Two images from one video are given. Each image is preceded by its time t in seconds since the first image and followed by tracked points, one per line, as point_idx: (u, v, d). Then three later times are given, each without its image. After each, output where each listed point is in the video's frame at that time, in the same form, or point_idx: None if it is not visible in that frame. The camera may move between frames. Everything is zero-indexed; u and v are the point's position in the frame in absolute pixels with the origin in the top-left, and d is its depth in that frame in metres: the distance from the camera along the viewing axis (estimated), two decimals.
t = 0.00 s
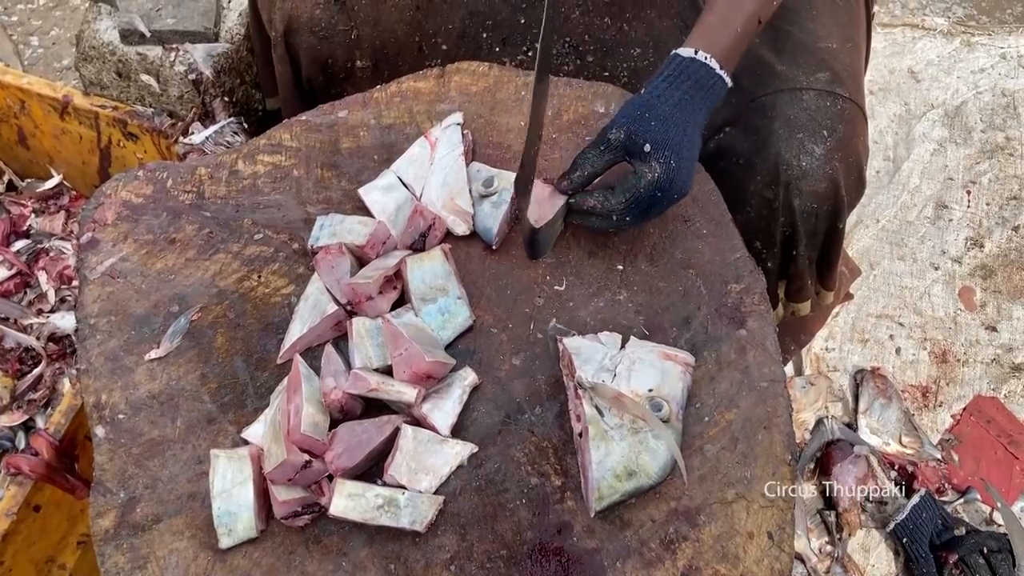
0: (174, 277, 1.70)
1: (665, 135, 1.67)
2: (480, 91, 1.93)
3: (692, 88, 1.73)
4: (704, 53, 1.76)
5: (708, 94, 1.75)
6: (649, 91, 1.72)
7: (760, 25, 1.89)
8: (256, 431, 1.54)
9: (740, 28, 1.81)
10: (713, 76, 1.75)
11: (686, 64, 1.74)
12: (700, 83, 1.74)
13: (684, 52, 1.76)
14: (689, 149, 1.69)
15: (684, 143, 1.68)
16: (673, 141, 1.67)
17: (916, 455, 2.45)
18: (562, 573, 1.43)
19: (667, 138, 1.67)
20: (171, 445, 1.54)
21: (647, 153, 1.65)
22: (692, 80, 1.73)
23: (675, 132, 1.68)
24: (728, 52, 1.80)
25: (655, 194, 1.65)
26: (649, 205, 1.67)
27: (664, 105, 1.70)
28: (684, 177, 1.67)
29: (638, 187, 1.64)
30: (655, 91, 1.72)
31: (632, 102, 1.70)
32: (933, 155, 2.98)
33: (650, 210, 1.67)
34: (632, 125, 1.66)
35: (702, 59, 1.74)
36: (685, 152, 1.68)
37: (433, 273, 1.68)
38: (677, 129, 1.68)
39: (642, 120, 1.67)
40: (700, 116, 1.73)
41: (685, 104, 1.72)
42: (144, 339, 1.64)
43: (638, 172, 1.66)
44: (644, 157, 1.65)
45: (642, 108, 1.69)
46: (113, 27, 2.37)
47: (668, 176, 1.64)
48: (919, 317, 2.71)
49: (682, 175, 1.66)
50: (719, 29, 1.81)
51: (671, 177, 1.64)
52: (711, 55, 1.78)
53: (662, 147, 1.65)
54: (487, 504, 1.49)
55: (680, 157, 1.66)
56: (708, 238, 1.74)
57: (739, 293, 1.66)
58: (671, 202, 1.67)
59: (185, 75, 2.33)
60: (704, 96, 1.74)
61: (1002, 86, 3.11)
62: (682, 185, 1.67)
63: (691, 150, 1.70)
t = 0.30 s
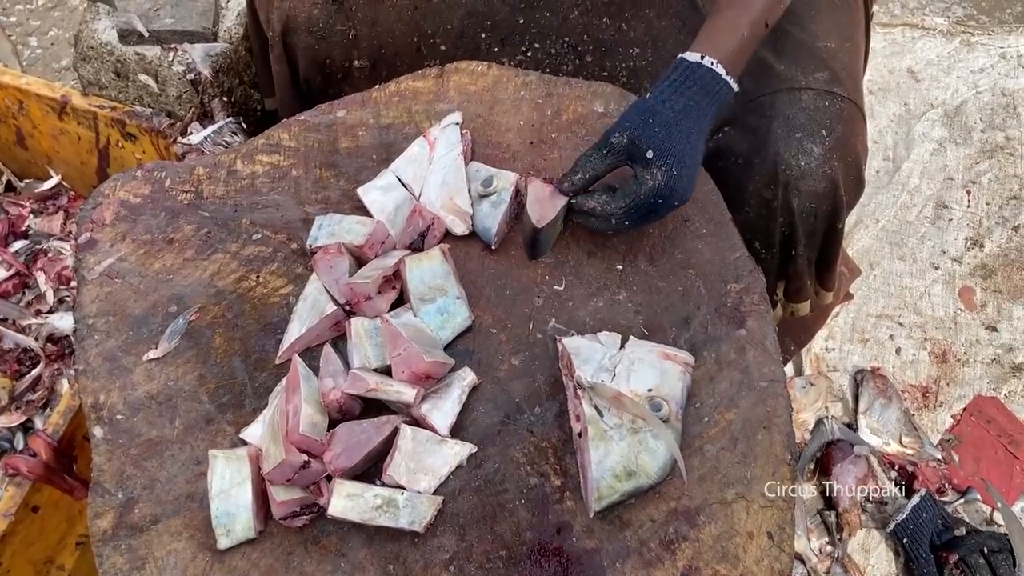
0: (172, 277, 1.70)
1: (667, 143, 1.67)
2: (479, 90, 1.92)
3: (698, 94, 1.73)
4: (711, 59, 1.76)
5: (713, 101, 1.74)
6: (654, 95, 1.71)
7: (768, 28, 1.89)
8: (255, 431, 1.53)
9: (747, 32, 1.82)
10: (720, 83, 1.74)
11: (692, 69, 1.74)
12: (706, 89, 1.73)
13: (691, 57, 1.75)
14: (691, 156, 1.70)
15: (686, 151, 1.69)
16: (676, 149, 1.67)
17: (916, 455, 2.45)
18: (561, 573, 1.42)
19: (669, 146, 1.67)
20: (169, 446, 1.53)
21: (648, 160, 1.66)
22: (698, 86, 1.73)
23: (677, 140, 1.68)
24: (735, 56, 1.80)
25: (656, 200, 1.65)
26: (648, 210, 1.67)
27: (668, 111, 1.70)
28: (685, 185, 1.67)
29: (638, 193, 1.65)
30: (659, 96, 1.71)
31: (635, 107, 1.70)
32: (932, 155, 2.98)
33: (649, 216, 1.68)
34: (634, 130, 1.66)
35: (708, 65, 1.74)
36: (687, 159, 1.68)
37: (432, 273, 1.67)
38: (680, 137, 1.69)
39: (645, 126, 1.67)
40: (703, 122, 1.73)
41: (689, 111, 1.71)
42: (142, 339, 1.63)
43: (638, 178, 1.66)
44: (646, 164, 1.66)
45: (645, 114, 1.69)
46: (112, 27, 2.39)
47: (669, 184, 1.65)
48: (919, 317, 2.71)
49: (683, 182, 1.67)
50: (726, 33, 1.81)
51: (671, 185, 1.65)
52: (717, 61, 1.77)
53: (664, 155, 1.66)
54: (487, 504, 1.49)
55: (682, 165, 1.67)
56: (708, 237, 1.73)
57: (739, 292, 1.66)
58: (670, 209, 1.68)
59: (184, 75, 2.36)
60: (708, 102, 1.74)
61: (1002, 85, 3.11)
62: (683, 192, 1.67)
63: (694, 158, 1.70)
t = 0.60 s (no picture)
0: (170, 277, 1.69)
1: (687, 149, 1.70)
2: (478, 89, 1.92)
3: (712, 98, 1.74)
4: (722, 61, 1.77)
5: (727, 103, 1.76)
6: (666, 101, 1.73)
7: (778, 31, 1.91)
8: (253, 431, 1.53)
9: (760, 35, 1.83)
10: (733, 85, 1.75)
11: (704, 73, 1.75)
12: (719, 92, 1.75)
13: (703, 60, 1.76)
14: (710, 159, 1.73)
15: (705, 155, 1.72)
16: (696, 154, 1.70)
17: (916, 454, 2.44)
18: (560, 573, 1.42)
19: (688, 151, 1.70)
20: (167, 445, 1.53)
21: (670, 168, 1.68)
22: (711, 90, 1.74)
23: (696, 145, 1.71)
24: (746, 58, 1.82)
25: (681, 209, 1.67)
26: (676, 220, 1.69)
27: (684, 116, 1.72)
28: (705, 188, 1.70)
29: (665, 204, 1.65)
30: (673, 102, 1.73)
31: (651, 114, 1.72)
32: (932, 155, 2.97)
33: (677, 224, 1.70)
34: (653, 139, 1.69)
35: (720, 68, 1.75)
36: (706, 162, 1.71)
37: (430, 273, 1.67)
38: (698, 142, 1.71)
39: (663, 134, 1.70)
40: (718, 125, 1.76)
41: (705, 114, 1.74)
42: (140, 339, 1.63)
43: (662, 187, 1.68)
44: (668, 172, 1.68)
45: (662, 121, 1.71)
46: (110, 26, 2.43)
47: (694, 190, 1.67)
48: (919, 317, 2.71)
49: (704, 185, 1.70)
50: (738, 34, 1.82)
51: (695, 192, 1.67)
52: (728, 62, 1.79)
53: (685, 162, 1.68)
54: (485, 504, 1.48)
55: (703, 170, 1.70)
56: (707, 236, 1.73)
57: (738, 291, 1.65)
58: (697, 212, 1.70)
59: (181, 75, 2.38)
60: (723, 106, 1.75)
61: (1002, 85, 3.11)
62: (705, 195, 1.70)
63: (712, 161, 1.73)
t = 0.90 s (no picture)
0: (170, 276, 1.69)
1: (682, 109, 1.71)
2: (478, 89, 1.92)
3: (704, 57, 1.77)
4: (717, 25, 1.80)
5: (721, 63, 1.78)
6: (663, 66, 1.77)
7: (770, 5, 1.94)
8: (252, 430, 1.53)
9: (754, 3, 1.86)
10: (727, 45, 1.78)
11: (695, 36, 1.79)
12: (713, 52, 1.78)
13: (697, 23, 1.80)
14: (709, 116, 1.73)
15: (702, 112, 1.72)
16: (690, 113, 1.71)
17: (916, 453, 2.45)
18: (559, 571, 1.42)
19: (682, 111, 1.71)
20: (167, 445, 1.53)
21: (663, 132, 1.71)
22: (703, 51, 1.78)
23: (691, 104, 1.72)
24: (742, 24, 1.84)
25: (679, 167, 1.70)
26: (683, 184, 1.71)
27: (676, 77, 1.74)
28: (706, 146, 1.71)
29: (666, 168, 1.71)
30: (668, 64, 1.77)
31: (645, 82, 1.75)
32: (932, 153, 2.97)
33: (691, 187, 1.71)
34: (646, 106, 1.72)
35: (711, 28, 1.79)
36: (703, 120, 1.72)
37: (430, 272, 1.67)
38: (692, 100, 1.72)
39: (654, 100, 1.72)
40: (718, 84, 1.77)
41: (699, 73, 1.76)
42: (140, 338, 1.63)
43: (660, 151, 1.72)
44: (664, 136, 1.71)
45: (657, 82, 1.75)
46: (109, 26, 2.43)
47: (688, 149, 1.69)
48: (918, 315, 2.70)
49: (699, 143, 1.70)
50: (729, 7, 1.85)
51: (691, 148, 1.69)
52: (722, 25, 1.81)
53: (674, 121, 1.70)
54: (485, 502, 1.48)
55: (697, 126, 1.71)
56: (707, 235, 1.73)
57: (738, 290, 1.65)
58: (705, 172, 1.70)
59: (181, 74, 2.39)
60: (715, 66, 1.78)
61: (1001, 84, 3.11)
62: (704, 150, 1.70)
63: (712, 118, 1.74)
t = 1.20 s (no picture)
0: (170, 276, 1.69)
1: (561, 187, 1.56)
2: (478, 88, 1.92)
3: (592, 143, 1.59)
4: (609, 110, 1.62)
5: (615, 147, 1.60)
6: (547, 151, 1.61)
7: None
8: (253, 430, 1.53)
9: None
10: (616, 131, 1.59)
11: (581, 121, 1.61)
12: (597, 134, 1.60)
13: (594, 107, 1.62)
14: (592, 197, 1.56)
15: (582, 191, 1.56)
16: (569, 192, 1.55)
17: (916, 453, 2.44)
18: (559, 570, 1.41)
19: (559, 190, 1.56)
20: (167, 444, 1.53)
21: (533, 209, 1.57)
22: (593, 140, 1.59)
23: (569, 185, 1.56)
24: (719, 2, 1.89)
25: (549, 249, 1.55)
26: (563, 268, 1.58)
27: (563, 160, 1.59)
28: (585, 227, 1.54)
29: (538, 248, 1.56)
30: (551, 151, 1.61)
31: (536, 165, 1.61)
32: (931, 153, 2.98)
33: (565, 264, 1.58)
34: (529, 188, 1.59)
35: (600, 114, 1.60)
36: (582, 199, 1.55)
37: (428, 273, 1.67)
38: (574, 181, 1.56)
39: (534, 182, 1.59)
40: (606, 164, 1.59)
41: (588, 149, 1.59)
42: (140, 338, 1.63)
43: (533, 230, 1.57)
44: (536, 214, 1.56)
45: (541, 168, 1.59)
46: (110, 26, 2.44)
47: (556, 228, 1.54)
48: (919, 315, 2.70)
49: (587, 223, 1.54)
50: None
51: (561, 225, 1.54)
52: None
53: (547, 196, 1.56)
54: (485, 502, 1.48)
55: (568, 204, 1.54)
56: (707, 235, 1.72)
57: (738, 289, 1.64)
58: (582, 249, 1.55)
59: (181, 74, 2.39)
60: (603, 150, 1.59)
61: (1001, 83, 3.11)
62: (584, 226, 1.54)
63: (596, 203, 1.56)
